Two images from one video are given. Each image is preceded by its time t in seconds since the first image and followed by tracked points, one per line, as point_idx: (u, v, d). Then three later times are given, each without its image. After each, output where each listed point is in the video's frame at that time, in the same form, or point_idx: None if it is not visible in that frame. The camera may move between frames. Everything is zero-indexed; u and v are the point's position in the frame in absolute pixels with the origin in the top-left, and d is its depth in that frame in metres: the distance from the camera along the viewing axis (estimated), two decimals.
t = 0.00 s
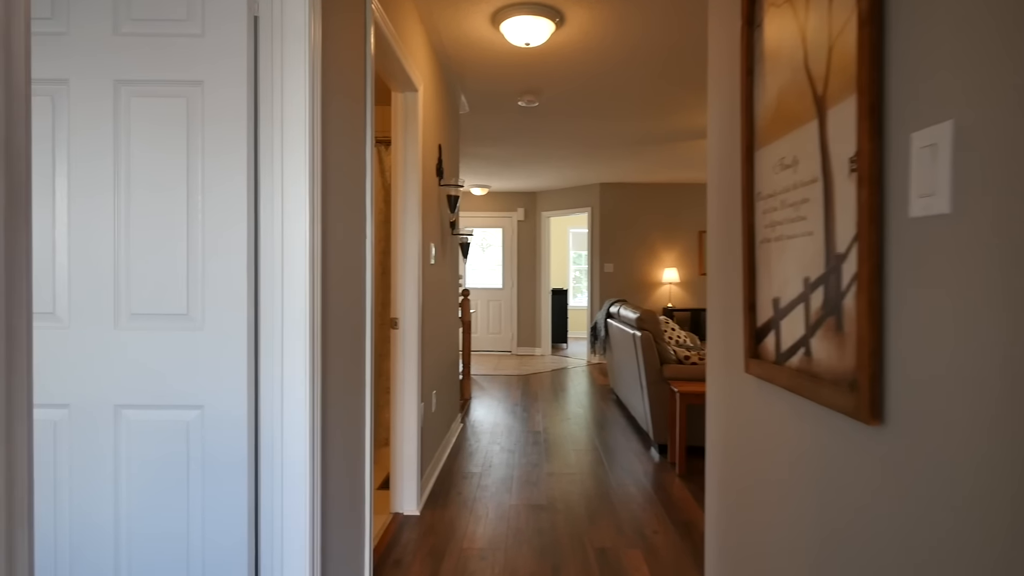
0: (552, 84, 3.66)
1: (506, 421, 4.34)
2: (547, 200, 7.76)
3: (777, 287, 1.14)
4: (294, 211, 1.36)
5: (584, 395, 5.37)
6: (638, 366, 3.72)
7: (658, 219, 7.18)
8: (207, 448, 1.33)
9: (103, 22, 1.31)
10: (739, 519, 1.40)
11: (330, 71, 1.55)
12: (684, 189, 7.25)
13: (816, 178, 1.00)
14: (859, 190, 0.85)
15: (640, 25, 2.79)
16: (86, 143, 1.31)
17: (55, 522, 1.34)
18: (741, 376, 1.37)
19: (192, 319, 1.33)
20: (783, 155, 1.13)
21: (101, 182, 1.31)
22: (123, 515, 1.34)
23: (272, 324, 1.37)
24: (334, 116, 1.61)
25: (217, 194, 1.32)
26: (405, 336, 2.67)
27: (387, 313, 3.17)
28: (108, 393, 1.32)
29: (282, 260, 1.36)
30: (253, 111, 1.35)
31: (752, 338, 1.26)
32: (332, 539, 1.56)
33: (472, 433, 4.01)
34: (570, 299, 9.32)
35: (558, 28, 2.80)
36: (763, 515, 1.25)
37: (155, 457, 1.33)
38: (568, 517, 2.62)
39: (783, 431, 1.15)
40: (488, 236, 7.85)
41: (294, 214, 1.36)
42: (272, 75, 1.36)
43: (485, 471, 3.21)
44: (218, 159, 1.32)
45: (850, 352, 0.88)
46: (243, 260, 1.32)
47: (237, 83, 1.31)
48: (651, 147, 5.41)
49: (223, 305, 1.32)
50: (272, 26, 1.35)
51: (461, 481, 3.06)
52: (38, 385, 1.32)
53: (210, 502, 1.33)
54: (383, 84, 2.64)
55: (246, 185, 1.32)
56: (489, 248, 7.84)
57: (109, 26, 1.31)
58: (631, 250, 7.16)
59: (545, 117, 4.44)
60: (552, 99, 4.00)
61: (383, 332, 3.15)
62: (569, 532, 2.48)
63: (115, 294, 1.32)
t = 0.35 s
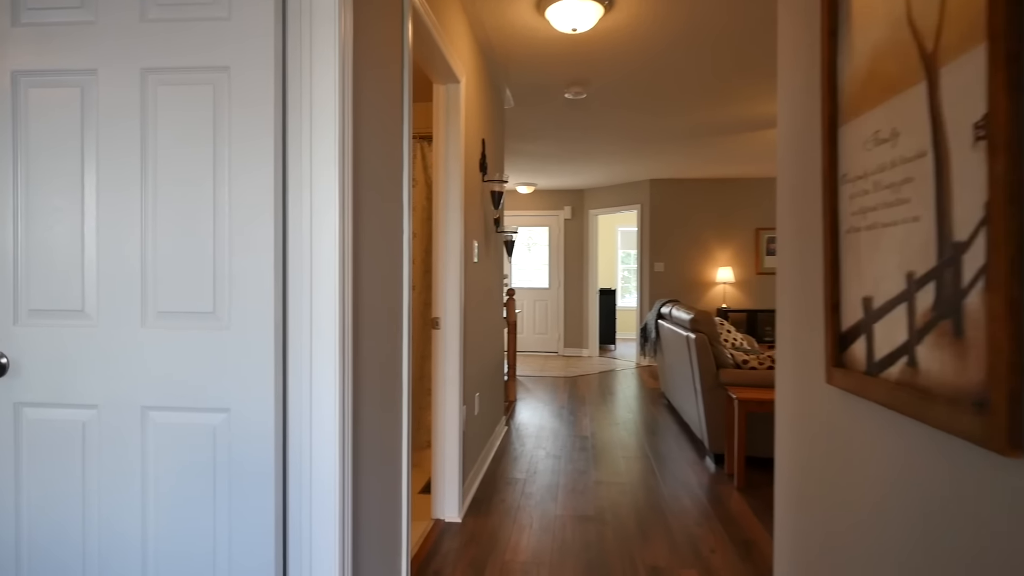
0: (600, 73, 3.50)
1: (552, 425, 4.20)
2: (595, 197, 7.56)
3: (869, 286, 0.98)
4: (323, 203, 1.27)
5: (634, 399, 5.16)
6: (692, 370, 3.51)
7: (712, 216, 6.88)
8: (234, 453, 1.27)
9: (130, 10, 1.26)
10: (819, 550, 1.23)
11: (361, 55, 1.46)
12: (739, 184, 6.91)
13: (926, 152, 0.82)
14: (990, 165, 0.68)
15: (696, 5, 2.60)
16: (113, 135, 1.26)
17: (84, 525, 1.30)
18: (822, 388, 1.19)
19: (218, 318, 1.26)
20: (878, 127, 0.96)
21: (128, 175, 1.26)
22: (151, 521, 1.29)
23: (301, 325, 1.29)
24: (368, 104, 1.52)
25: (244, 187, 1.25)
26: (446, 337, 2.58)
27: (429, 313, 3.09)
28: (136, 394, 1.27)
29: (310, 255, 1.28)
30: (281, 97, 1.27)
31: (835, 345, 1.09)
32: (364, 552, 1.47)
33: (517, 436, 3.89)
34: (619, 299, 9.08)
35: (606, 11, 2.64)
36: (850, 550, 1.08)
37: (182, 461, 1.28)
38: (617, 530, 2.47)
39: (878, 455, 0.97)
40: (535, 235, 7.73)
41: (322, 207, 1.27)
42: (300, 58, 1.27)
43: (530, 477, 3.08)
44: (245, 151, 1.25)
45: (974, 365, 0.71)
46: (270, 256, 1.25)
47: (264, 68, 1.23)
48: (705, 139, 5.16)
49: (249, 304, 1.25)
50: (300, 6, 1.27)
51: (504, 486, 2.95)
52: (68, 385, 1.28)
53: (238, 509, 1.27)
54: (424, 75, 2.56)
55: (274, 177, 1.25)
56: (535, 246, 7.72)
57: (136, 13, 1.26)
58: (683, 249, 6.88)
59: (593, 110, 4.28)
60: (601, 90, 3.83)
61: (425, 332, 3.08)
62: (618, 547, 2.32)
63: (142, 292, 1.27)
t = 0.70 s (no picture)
0: (654, 62, 3.33)
1: (601, 430, 4.04)
2: (646, 195, 7.32)
3: (998, 282, 0.80)
4: (355, 194, 1.17)
5: (687, 404, 4.93)
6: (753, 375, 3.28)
7: (771, 213, 6.53)
8: (264, 460, 1.20)
9: None
10: None
11: (398, 38, 1.37)
12: (801, 178, 6.53)
13: None
14: None
15: None
16: (144, 126, 1.21)
17: (117, 531, 1.26)
18: (930, 403, 1.01)
19: (248, 317, 1.19)
20: (1013, 87, 0.78)
21: (158, 167, 1.21)
22: (181, 528, 1.24)
23: (332, 325, 1.20)
24: (406, 89, 1.42)
25: (274, 178, 1.18)
26: (491, 338, 2.47)
27: (474, 313, 3.00)
28: (166, 396, 1.22)
29: (342, 250, 1.19)
30: (313, 81, 1.18)
31: (949, 353, 0.91)
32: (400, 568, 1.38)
33: (565, 441, 3.75)
34: (670, 300, 8.79)
35: None
36: None
37: (212, 467, 1.22)
38: (673, 548, 2.30)
39: (1012, 491, 0.79)
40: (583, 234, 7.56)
41: (355, 198, 1.18)
42: (332, 38, 1.18)
43: (579, 486, 2.94)
44: (275, 140, 1.17)
45: None
46: (301, 252, 1.17)
47: (295, 51, 1.15)
48: (764, 131, 4.88)
49: (279, 303, 1.17)
50: None
51: (552, 495, 2.82)
52: (100, 385, 1.24)
53: (268, 520, 1.20)
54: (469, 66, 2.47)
55: (304, 167, 1.17)
56: (584, 246, 7.55)
57: None
58: (740, 247, 6.56)
59: (645, 102, 4.09)
60: (654, 80, 3.65)
61: (470, 333, 2.99)
62: (674, 566, 2.15)
63: (172, 289, 1.21)
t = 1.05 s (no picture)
0: (717, 49, 3.13)
1: (658, 438, 3.85)
2: (704, 192, 7.03)
3: None
4: (398, 188, 1.09)
5: (750, 412, 4.66)
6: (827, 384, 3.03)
7: (842, 209, 6.12)
8: (303, 473, 1.13)
9: None
10: None
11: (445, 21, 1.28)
12: (875, 172, 6.10)
13: None
14: None
15: None
16: (184, 120, 1.17)
17: (157, 540, 1.22)
18: None
19: (287, 320, 1.13)
20: None
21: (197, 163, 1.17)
22: (220, 540, 1.19)
23: (374, 329, 1.12)
24: (452, 76, 1.33)
25: (313, 172, 1.10)
26: (542, 342, 2.36)
27: (526, 315, 2.89)
28: (205, 402, 1.17)
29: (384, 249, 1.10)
30: (354, 68, 1.10)
31: None
32: None
33: (620, 449, 3.59)
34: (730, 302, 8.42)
35: None
36: None
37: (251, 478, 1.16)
38: (740, 572, 2.12)
39: None
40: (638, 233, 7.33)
41: (398, 193, 1.09)
42: (374, 23, 1.10)
43: (635, 498, 2.79)
44: (314, 131, 1.10)
45: None
46: (340, 251, 1.09)
47: (335, 36, 1.08)
48: (836, 121, 4.55)
49: (319, 306, 1.10)
50: None
51: (607, 507, 2.68)
52: (142, 389, 1.21)
53: (306, 537, 1.13)
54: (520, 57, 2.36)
55: (345, 160, 1.09)
56: (638, 245, 7.32)
57: None
58: (807, 246, 6.18)
59: (705, 93, 3.87)
60: (716, 69, 3.45)
61: (521, 335, 2.88)
62: None
63: (210, 290, 1.16)
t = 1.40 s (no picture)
0: (787, 33, 2.92)
1: (720, 446, 3.65)
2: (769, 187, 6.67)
3: None
4: (447, 181, 1.02)
5: (821, 421, 4.36)
6: (913, 393, 2.76)
7: (923, 203, 5.67)
8: (347, 484, 1.06)
9: None
10: None
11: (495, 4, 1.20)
12: (961, 163, 5.61)
13: None
14: None
15: None
16: (230, 114, 1.14)
17: (204, 546, 1.19)
18: None
19: (331, 322, 1.07)
20: None
21: (243, 159, 1.13)
22: (265, 551, 1.14)
23: (422, 332, 1.05)
24: (505, 63, 1.24)
25: (358, 164, 1.04)
26: (599, 345, 2.24)
27: (581, 316, 2.78)
28: (250, 406, 1.13)
29: (432, 247, 1.04)
30: (401, 56, 1.04)
31: None
32: None
33: (679, 457, 3.42)
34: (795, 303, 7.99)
35: None
36: None
37: (295, 487, 1.11)
38: None
39: None
40: (697, 231, 7.05)
41: (446, 187, 1.02)
42: (422, 6, 1.04)
43: (698, 511, 2.63)
44: (359, 121, 1.04)
45: None
46: (386, 249, 1.02)
47: (380, 20, 1.02)
48: (918, 108, 4.20)
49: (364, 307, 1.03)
50: None
51: (668, 520, 2.53)
52: (191, 391, 1.19)
53: (350, 552, 1.06)
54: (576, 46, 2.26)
55: (392, 152, 1.02)
56: (697, 244, 7.04)
57: None
58: (883, 244, 5.75)
59: (773, 81, 3.64)
60: (785, 55, 3.22)
61: (576, 337, 2.77)
62: None
63: (255, 291, 1.12)
